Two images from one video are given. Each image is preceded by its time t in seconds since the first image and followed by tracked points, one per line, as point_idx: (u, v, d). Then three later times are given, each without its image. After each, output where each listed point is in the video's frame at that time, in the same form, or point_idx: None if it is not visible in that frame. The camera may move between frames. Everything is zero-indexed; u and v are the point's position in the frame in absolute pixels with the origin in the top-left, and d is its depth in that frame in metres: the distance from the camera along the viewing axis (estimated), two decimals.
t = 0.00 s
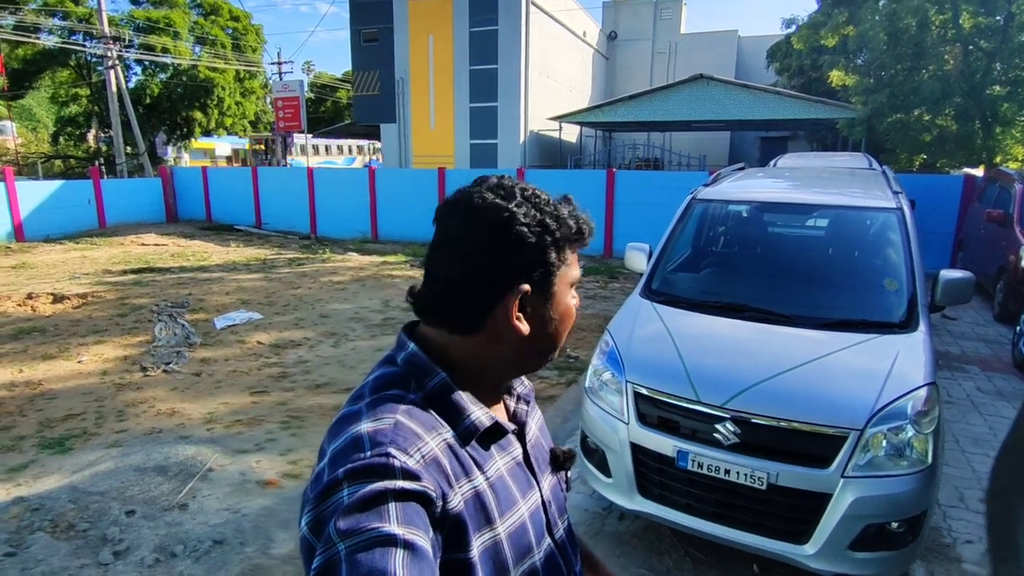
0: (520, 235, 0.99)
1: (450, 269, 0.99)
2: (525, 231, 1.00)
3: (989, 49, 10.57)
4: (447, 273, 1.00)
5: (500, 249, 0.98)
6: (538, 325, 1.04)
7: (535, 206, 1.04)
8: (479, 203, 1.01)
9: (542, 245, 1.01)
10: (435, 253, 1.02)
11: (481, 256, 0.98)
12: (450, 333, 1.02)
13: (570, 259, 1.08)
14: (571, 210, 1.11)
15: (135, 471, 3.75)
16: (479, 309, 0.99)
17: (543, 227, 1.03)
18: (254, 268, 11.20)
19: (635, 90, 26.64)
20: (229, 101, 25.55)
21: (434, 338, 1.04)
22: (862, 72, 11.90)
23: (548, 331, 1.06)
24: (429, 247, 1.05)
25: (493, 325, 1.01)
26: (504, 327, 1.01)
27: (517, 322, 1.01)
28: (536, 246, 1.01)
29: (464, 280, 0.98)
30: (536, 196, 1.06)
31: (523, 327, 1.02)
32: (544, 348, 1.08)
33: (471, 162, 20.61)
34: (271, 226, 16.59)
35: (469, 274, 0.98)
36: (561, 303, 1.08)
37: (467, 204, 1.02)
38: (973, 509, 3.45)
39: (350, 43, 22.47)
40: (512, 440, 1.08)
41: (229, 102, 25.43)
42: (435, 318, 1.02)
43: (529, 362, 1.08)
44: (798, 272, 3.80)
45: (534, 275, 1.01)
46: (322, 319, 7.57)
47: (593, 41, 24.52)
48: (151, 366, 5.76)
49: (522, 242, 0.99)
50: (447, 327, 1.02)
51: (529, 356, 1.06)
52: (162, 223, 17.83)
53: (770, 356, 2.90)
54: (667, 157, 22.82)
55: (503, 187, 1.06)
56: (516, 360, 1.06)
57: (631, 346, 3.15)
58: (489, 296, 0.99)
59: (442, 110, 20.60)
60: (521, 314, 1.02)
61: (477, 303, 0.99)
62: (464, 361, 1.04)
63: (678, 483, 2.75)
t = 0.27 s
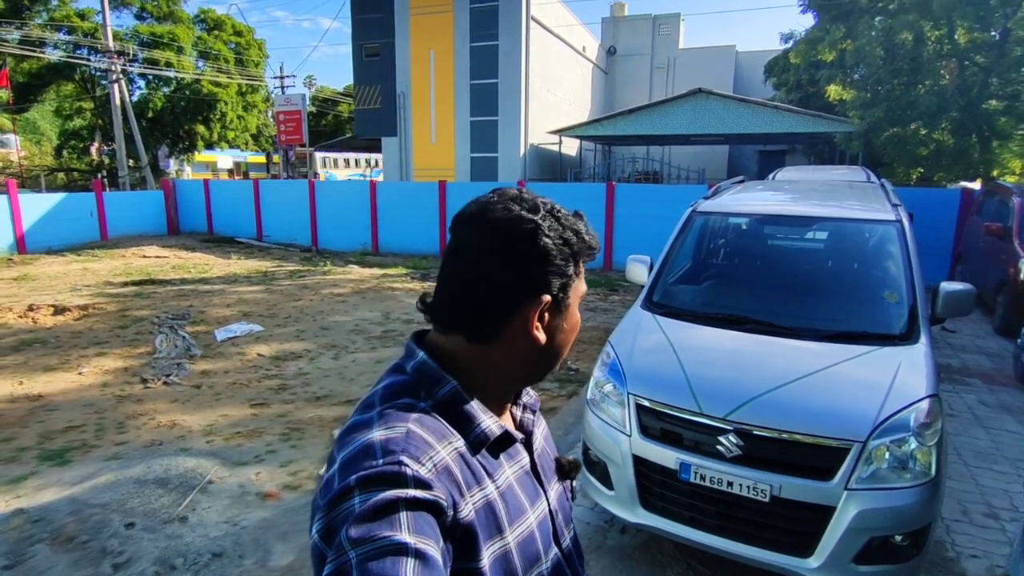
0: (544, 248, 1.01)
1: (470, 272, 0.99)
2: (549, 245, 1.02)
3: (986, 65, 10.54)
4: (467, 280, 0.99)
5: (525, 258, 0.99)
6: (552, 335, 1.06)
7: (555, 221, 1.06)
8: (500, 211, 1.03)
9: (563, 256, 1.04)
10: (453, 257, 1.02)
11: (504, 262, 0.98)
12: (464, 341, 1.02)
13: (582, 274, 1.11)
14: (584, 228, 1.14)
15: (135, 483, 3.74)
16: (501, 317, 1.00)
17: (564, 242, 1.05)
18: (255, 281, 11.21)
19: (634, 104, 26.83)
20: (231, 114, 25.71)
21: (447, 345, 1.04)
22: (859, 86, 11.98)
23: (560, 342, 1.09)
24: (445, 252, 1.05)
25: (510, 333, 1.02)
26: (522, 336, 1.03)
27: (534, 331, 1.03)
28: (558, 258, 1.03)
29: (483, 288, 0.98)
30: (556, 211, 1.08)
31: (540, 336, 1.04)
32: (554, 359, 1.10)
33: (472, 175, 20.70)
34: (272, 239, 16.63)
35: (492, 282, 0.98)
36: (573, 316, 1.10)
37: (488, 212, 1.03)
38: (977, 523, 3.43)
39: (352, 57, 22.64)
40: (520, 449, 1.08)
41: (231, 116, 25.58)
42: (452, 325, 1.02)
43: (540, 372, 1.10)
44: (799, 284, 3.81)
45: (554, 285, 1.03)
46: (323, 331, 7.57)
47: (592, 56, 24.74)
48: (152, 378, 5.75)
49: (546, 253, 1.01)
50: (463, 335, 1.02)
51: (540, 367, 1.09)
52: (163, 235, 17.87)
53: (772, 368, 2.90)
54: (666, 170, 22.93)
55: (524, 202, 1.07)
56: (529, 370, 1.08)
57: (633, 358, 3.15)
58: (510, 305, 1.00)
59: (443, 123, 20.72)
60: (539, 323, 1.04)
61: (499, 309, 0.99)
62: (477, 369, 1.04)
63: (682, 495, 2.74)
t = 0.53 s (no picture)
0: (552, 271, 1.01)
1: (480, 280, 1.00)
2: (558, 269, 1.02)
3: (979, 78, 10.68)
4: (473, 290, 1.00)
5: (531, 276, 0.99)
6: (548, 363, 1.04)
7: (572, 251, 1.07)
8: (521, 233, 1.05)
9: (572, 282, 1.04)
10: (468, 268, 1.04)
11: (513, 275, 0.99)
12: (463, 353, 1.02)
13: (591, 313, 1.10)
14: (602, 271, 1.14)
15: (129, 499, 3.70)
16: (498, 327, 0.99)
17: (577, 272, 1.05)
18: (252, 293, 11.19)
19: (632, 118, 26.99)
20: (231, 127, 25.79)
21: (446, 356, 1.03)
22: (854, 100, 12.05)
23: (556, 372, 1.06)
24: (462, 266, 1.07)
25: (507, 351, 1.00)
26: (516, 356, 1.01)
27: (528, 354, 1.01)
28: (566, 284, 1.03)
29: (488, 301, 0.99)
30: (575, 245, 1.09)
31: (533, 362, 1.02)
32: (549, 393, 1.07)
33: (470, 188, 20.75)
34: (270, 251, 16.63)
35: (498, 292, 0.98)
36: (574, 352, 1.09)
37: (509, 232, 1.05)
38: (978, 539, 3.41)
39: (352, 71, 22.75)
40: (517, 469, 1.07)
41: (231, 128, 25.65)
42: (455, 334, 1.03)
43: (532, 403, 1.06)
44: (798, 298, 3.80)
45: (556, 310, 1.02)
46: (320, 343, 7.55)
47: (590, 69, 24.93)
48: (148, 391, 5.71)
49: (554, 276, 1.01)
50: (463, 346, 1.02)
51: (534, 394, 1.05)
52: (162, 247, 17.87)
53: (771, 383, 2.89)
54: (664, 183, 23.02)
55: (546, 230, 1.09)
56: (521, 399, 1.05)
57: (632, 372, 3.13)
58: (510, 321, 0.99)
59: (441, 136, 20.81)
60: (534, 348, 1.02)
61: (498, 322, 0.98)
62: (471, 385, 1.02)
63: (682, 512, 2.72)
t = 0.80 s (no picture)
0: (524, 284, 1.00)
1: (451, 301, 1.00)
2: (531, 281, 1.01)
3: (973, 88, 10.83)
4: (445, 311, 1.00)
5: (503, 292, 0.98)
6: (528, 379, 1.03)
7: (544, 259, 1.06)
8: (491, 245, 1.04)
9: (546, 293, 1.03)
10: (439, 286, 1.04)
11: (483, 292, 0.98)
12: (440, 374, 1.01)
13: (569, 321, 1.09)
14: (580, 275, 1.13)
15: (119, 511, 3.65)
16: (471, 347, 0.98)
17: (551, 281, 1.04)
18: (248, 301, 11.16)
19: (629, 126, 27.09)
20: (229, 135, 25.80)
21: (424, 378, 1.03)
22: (850, 109, 12.10)
23: (537, 387, 1.06)
24: (435, 282, 1.06)
25: (484, 370, 1.00)
26: (494, 374, 1.00)
27: (505, 371, 1.00)
28: (539, 296, 1.01)
29: (461, 320, 0.98)
30: (548, 252, 1.08)
31: (512, 377, 1.01)
32: (531, 406, 1.06)
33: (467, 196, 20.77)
34: (267, 259, 16.60)
35: (470, 312, 0.98)
36: (554, 362, 1.08)
37: (478, 246, 1.04)
38: (978, 550, 3.38)
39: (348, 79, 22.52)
40: (498, 488, 1.05)
41: (229, 136, 25.66)
42: (430, 356, 1.02)
43: (516, 417, 1.06)
44: (794, 308, 3.78)
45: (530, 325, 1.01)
46: (316, 352, 7.51)
47: (587, 78, 25.05)
48: (141, 401, 5.67)
49: (526, 289, 1.00)
50: (439, 367, 1.01)
51: (515, 410, 1.05)
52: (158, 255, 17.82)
53: (766, 394, 2.87)
54: (661, 191, 23.08)
55: (518, 239, 1.08)
56: (501, 415, 1.04)
57: (626, 383, 3.11)
58: (484, 341, 0.98)
59: (439, 145, 20.84)
60: (511, 363, 1.01)
61: (469, 342, 0.98)
62: (450, 405, 1.02)
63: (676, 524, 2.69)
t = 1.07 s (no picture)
0: (526, 288, 1.00)
1: (451, 306, 1.00)
2: (532, 286, 1.01)
3: (970, 94, 10.85)
4: (445, 316, 1.00)
5: (504, 298, 0.99)
6: (530, 384, 1.04)
7: (544, 263, 1.06)
8: (490, 250, 1.04)
9: (547, 298, 1.03)
10: (439, 291, 1.04)
11: (483, 297, 0.98)
12: (442, 378, 1.01)
13: (570, 324, 1.09)
14: (581, 277, 1.13)
15: (117, 517, 3.64)
16: (471, 353, 0.99)
17: (552, 287, 1.04)
18: (246, 306, 11.14)
19: (627, 132, 27.17)
20: (228, 139, 25.79)
21: (425, 382, 1.03)
22: (847, 114, 12.13)
23: (539, 392, 1.06)
24: (435, 287, 1.06)
25: (485, 375, 1.00)
26: (496, 379, 1.01)
27: (507, 376, 1.01)
28: (540, 301, 1.02)
29: (462, 325, 0.98)
30: (549, 256, 1.08)
31: (514, 383, 1.02)
32: (533, 410, 1.07)
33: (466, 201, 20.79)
34: (265, 264, 16.58)
35: (470, 318, 0.98)
36: (556, 366, 1.08)
37: (478, 250, 1.04)
38: (978, 555, 3.38)
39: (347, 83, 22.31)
40: (501, 493, 1.05)
41: (228, 140, 25.65)
42: (430, 361, 1.02)
43: (518, 420, 1.07)
44: (792, 312, 3.79)
45: (531, 330, 1.01)
46: (314, 357, 7.50)
47: (585, 84, 25.13)
48: (139, 405, 5.65)
49: (526, 294, 1.00)
50: (440, 372, 1.01)
51: (517, 414, 1.05)
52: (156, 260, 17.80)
53: (766, 398, 2.87)
54: (659, 196, 23.14)
55: (518, 242, 1.07)
56: (503, 419, 1.05)
57: (626, 388, 3.11)
58: (486, 347, 0.99)
59: (437, 149, 20.88)
60: (513, 368, 1.02)
61: (470, 346, 0.98)
62: (450, 409, 1.02)
63: (678, 530, 2.69)
